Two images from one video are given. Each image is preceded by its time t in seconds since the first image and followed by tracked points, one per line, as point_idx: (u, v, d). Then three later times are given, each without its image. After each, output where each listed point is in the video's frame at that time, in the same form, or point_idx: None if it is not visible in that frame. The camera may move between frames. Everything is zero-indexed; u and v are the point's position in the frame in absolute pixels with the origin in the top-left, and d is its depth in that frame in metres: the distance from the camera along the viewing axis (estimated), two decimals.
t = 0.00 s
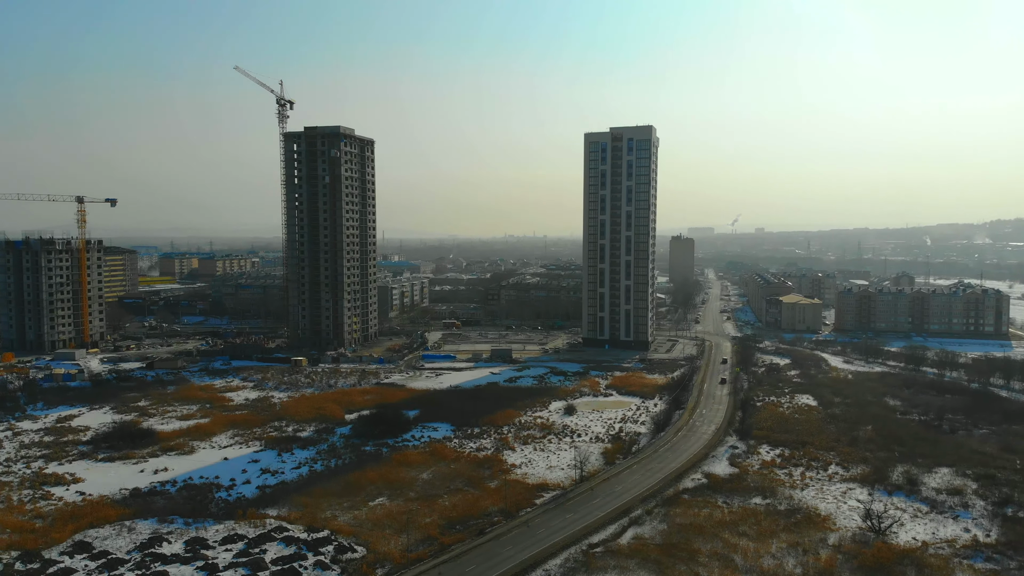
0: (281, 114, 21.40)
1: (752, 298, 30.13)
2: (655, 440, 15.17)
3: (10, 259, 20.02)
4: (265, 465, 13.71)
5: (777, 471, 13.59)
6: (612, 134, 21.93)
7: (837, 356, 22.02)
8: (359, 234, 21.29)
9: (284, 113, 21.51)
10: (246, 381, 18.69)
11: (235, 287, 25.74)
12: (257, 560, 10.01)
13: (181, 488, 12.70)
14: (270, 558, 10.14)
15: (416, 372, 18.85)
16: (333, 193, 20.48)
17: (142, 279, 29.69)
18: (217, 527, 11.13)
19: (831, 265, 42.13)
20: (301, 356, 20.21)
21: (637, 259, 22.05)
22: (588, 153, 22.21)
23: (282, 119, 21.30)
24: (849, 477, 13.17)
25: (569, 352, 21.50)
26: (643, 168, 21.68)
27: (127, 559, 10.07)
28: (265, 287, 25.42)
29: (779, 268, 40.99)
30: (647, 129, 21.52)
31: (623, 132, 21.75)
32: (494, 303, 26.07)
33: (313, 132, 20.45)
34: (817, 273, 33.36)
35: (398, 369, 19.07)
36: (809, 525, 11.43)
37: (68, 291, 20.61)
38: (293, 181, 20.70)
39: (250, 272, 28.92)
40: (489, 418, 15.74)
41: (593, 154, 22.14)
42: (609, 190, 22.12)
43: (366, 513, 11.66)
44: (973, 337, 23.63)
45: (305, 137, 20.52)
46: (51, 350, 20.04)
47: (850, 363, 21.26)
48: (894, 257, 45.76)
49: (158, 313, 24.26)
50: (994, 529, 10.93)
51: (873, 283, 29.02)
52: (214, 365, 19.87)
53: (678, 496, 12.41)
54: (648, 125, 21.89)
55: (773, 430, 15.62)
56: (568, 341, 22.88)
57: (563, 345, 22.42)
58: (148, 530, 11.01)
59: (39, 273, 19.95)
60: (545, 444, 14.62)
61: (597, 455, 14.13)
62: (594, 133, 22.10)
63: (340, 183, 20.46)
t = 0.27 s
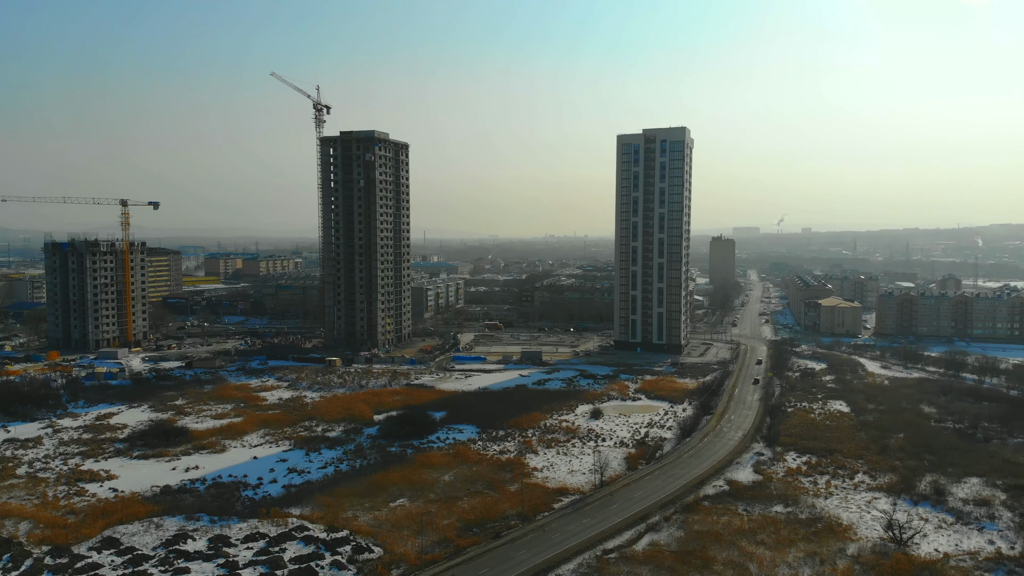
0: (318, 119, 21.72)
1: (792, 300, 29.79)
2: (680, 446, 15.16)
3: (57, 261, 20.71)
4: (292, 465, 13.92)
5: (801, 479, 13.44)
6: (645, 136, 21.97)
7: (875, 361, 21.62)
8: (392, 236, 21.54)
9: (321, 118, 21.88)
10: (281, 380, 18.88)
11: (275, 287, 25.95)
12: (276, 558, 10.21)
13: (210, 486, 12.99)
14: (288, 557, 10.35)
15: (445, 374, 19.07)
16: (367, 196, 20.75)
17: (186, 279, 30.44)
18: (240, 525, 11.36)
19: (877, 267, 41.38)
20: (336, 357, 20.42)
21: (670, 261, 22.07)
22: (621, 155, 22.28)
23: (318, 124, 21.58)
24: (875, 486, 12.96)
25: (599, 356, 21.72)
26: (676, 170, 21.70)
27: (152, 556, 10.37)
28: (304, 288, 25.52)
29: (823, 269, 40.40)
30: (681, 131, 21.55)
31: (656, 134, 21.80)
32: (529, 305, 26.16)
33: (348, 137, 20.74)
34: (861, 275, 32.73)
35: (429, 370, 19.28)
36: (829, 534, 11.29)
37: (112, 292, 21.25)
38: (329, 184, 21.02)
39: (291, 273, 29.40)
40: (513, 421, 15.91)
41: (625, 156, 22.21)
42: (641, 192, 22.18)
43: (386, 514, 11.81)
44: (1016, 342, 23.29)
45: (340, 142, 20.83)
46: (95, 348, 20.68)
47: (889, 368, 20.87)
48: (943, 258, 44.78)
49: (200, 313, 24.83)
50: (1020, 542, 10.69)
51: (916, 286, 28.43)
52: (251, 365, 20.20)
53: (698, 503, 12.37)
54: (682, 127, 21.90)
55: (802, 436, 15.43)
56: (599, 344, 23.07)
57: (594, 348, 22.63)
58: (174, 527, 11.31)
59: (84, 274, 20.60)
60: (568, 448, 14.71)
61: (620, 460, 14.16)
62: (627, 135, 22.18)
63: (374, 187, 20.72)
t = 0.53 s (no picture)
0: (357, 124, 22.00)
1: (837, 303, 29.30)
2: (707, 452, 15.09)
3: (105, 262, 21.40)
4: (321, 464, 14.06)
5: (829, 488, 13.25)
6: (682, 137, 21.91)
7: (917, 367, 21.13)
8: (428, 239, 21.75)
9: (360, 123, 22.18)
10: (318, 381, 18.97)
11: (317, 288, 26.15)
12: (297, 557, 10.41)
13: (241, 484, 13.23)
14: (309, 556, 10.53)
15: (478, 376, 19.40)
16: (403, 199, 21.01)
17: (233, 279, 31.16)
18: (266, 523, 11.58)
19: (929, 269, 40.41)
20: (372, 357, 20.52)
21: (706, 264, 21.98)
22: (657, 157, 22.25)
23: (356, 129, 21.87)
24: (905, 496, 12.71)
25: (634, 360, 21.85)
26: (713, 172, 21.61)
27: (179, 552, 10.67)
28: (345, 288, 25.71)
29: (873, 272, 39.58)
30: (718, 132, 21.44)
31: (693, 136, 21.70)
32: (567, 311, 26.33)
33: (385, 141, 21.03)
34: (909, 277, 31.98)
35: (462, 371, 19.64)
36: (852, 545, 11.12)
37: (158, 292, 21.87)
38: (367, 188, 21.35)
39: (334, 274, 29.88)
40: (541, 425, 16.03)
41: (661, 158, 22.18)
42: (677, 194, 22.13)
43: (408, 515, 11.96)
44: None
45: (378, 146, 21.12)
46: (142, 347, 21.31)
47: (931, 374, 20.40)
48: (999, 261, 43.54)
49: (244, 313, 25.38)
50: None
51: (966, 289, 27.72)
52: (290, 365, 20.36)
53: (720, 511, 12.29)
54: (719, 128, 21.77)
55: (834, 444, 15.18)
56: (634, 348, 23.20)
57: (628, 351, 22.92)
58: (203, 523, 11.59)
59: (132, 275, 21.25)
60: (594, 453, 14.78)
61: (645, 466, 14.21)
62: (663, 137, 22.15)
63: (410, 190, 20.97)
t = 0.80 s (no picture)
0: (392, 128, 22.26)
1: (880, 306, 28.78)
2: (733, 458, 15.00)
3: (148, 264, 21.95)
4: (348, 464, 14.20)
5: (855, 496, 13.06)
6: (716, 138, 21.77)
7: (958, 373, 20.65)
8: (461, 242, 21.93)
9: (395, 127, 22.37)
10: (351, 381, 19.04)
11: (355, 290, 26.32)
12: (315, 556, 10.58)
13: (268, 483, 13.43)
14: (328, 555, 10.70)
15: (507, 377, 19.65)
16: (437, 202, 21.23)
17: (275, 279, 31.73)
18: (289, 522, 11.76)
19: (979, 271, 39.43)
20: (405, 358, 20.63)
21: (741, 267, 21.79)
22: (691, 158, 22.14)
23: (392, 133, 22.13)
24: (932, 506, 12.48)
25: (667, 364, 21.90)
26: (748, 173, 21.42)
27: (203, 548, 10.89)
28: (382, 290, 25.86)
29: (921, 274, 38.74)
30: (753, 133, 21.26)
31: (727, 137, 21.55)
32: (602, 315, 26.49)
33: (420, 145, 21.27)
34: (956, 280, 31.23)
35: (491, 373, 19.93)
36: (872, 555, 10.96)
37: (200, 293, 22.35)
38: (401, 191, 21.62)
39: (373, 274, 30.26)
40: (566, 428, 16.15)
41: (696, 159, 22.06)
42: (712, 196, 21.98)
43: (428, 517, 12.09)
44: None
45: (412, 150, 21.38)
46: (182, 347, 21.83)
47: (972, 380, 19.93)
48: None
49: (284, 313, 25.78)
50: None
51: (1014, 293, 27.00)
52: (325, 365, 20.44)
53: (741, 518, 12.20)
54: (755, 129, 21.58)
55: (864, 452, 14.93)
56: (668, 351, 23.24)
57: (660, 354, 22.97)
58: (229, 521, 11.82)
59: (173, 277, 21.75)
60: (618, 458, 14.82)
61: (668, 471, 14.19)
62: (697, 138, 22.03)
63: (444, 193, 21.18)
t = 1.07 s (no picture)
0: (426, 131, 22.45)
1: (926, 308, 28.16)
2: (760, 464, 14.89)
3: (191, 266, 22.47)
4: (375, 464, 14.34)
5: (882, 505, 12.84)
6: (752, 139, 21.54)
7: (1002, 379, 20.13)
8: (494, 243, 22.10)
9: (429, 130, 22.52)
10: (384, 381, 19.18)
11: (392, 292, 26.51)
12: (334, 556, 10.73)
13: (296, 482, 13.63)
14: (347, 555, 10.85)
15: (538, 380, 19.86)
16: (470, 204, 21.44)
17: (317, 279, 32.25)
18: (312, 522, 11.95)
19: None
20: (437, 359, 20.81)
21: (777, 270, 21.52)
22: (726, 159, 21.91)
23: (426, 136, 22.34)
24: (961, 517, 12.22)
25: (701, 368, 21.84)
26: (784, 175, 21.14)
27: (228, 546, 11.16)
28: (419, 291, 26.03)
29: (972, 275, 37.78)
30: (790, 134, 21.00)
31: (763, 137, 21.33)
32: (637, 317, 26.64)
33: (453, 148, 21.50)
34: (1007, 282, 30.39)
35: (522, 375, 20.16)
36: (894, 566, 10.78)
37: (241, 293, 22.76)
38: (436, 194, 21.88)
39: (412, 275, 30.57)
40: (594, 432, 16.31)
41: (731, 160, 21.83)
42: (748, 197, 21.74)
43: (449, 519, 12.22)
44: None
45: (446, 153, 21.62)
46: (224, 346, 22.27)
47: (1016, 386, 19.40)
48: None
49: (324, 313, 26.08)
50: None
51: None
52: (360, 365, 20.62)
53: (762, 526, 12.10)
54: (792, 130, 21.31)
55: (896, 459, 14.65)
56: (704, 355, 23.15)
57: (695, 358, 22.87)
58: (255, 519, 12.07)
59: (215, 279, 22.21)
60: (642, 463, 14.84)
61: (692, 477, 14.15)
62: (733, 139, 21.81)
63: (477, 196, 21.37)
